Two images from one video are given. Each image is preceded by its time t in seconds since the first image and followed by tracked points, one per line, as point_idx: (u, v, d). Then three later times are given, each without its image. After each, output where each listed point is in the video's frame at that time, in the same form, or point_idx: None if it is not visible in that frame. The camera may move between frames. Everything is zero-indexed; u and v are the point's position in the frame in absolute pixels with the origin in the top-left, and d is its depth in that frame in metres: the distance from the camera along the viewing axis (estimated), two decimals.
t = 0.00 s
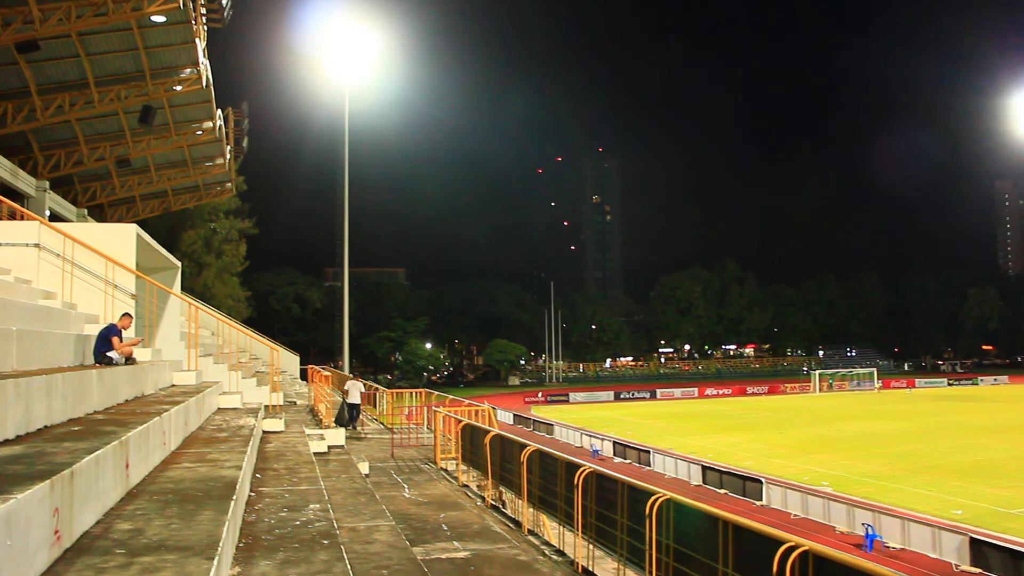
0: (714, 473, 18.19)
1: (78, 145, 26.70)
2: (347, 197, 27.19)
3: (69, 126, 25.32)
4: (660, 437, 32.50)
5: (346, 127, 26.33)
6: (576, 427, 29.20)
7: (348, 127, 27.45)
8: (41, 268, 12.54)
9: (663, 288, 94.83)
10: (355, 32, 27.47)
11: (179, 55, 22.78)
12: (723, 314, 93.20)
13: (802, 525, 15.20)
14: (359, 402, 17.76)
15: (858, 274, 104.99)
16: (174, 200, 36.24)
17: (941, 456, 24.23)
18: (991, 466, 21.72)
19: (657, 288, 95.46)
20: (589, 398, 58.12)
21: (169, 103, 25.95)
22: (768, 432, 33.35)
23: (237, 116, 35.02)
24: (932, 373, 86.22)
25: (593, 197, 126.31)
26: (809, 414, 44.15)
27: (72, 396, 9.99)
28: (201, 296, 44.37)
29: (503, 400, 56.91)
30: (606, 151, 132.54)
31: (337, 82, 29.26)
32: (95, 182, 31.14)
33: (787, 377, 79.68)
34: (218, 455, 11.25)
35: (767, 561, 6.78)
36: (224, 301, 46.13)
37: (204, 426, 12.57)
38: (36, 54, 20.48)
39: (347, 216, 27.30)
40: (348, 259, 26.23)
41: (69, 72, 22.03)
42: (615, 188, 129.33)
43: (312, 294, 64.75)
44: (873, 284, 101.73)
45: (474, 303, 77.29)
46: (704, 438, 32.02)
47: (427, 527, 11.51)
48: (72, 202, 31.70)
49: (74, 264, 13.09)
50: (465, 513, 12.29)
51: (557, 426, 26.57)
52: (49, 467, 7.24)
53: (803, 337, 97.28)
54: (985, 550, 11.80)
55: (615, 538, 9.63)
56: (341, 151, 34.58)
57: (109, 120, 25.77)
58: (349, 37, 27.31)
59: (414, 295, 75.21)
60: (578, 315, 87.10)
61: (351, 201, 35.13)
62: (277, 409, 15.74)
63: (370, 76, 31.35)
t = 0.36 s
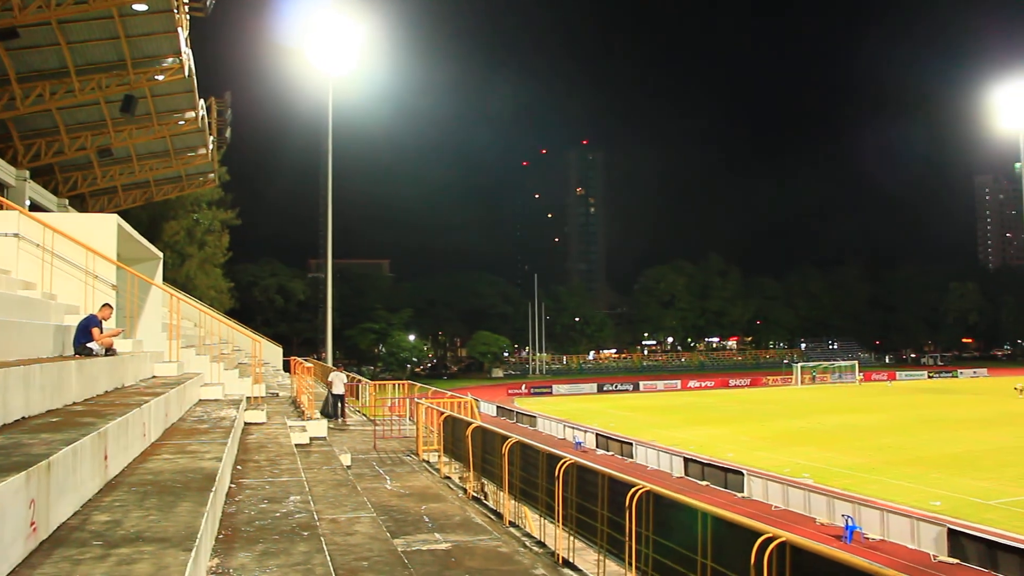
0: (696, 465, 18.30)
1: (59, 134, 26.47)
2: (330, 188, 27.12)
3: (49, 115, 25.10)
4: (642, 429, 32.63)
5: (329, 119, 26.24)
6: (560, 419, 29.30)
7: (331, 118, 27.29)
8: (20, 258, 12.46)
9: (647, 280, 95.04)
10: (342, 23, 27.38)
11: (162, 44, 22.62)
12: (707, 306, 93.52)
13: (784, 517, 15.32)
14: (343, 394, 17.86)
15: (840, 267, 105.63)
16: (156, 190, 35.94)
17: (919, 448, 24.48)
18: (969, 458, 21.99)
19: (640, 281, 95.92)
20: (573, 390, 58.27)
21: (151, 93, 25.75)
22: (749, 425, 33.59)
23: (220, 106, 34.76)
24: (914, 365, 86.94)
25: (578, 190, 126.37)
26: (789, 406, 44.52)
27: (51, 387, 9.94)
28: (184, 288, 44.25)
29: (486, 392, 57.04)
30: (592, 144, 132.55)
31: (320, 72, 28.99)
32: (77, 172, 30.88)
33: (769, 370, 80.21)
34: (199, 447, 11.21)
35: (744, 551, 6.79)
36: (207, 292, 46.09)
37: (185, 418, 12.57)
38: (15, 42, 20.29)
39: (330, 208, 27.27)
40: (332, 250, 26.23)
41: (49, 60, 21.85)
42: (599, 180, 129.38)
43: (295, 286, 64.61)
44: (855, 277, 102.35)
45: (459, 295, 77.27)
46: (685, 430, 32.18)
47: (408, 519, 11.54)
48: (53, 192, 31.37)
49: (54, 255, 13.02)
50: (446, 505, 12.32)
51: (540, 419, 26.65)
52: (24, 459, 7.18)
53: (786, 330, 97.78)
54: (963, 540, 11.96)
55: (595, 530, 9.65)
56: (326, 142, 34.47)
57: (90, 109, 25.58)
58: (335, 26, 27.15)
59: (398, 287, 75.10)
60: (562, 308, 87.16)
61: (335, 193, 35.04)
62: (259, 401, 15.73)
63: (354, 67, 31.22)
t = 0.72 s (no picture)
0: (680, 465, 18.36)
1: (42, 128, 26.29)
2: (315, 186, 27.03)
3: (32, 109, 24.93)
4: (627, 429, 32.70)
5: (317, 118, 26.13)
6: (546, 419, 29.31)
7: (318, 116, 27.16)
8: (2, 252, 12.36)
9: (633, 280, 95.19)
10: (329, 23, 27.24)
11: (147, 39, 22.51)
12: (693, 307, 93.82)
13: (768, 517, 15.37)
14: (332, 394, 18.01)
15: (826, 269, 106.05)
16: (141, 185, 35.72)
17: (903, 449, 24.58)
18: (950, 459, 22.13)
19: (627, 280, 96.14)
20: (558, 389, 58.26)
21: (137, 87, 25.58)
22: (734, 425, 33.65)
23: (206, 101, 34.61)
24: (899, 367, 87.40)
25: (565, 189, 126.50)
26: (773, 406, 44.72)
27: (32, 381, 9.86)
28: (169, 283, 44.11)
29: (471, 391, 56.99)
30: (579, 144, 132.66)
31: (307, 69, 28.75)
32: (62, 166, 30.65)
33: (754, 370, 80.55)
34: (181, 444, 11.16)
35: (726, 550, 6.75)
36: (192, 288, 45.95)
37: (168, 414, 12.55)
38: None
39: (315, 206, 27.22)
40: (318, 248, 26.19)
41: (33, 53, 21.72)
42: (587, 180, 129.53)
43: (280, 283, 64.45)
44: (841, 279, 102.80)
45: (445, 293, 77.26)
46: (670, 429, 32.22)
47: (391, 517, 11.52)
48: (35, 185, 31.09)
49: (37, 250, 12.94)
50: (430, 503, 12.31)
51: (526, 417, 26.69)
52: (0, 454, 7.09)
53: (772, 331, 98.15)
54: (945, 542, 12.02)
55: (578, 529, 9.63)
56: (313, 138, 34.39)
57: (74, 103, 25.41)
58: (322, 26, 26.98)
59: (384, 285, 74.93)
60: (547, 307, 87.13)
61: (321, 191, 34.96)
62: (242, 398, 15.72)
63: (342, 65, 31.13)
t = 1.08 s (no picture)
0: (668, 463, 18.42)
1: (28, 126, 26.11)
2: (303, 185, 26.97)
3: (17, 106, 24.76)
4: (615, 428, 32.78)
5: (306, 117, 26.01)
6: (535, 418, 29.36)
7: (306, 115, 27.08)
8: None
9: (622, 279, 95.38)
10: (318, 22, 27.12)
11: (134, 36, 22.43)
12: (680, 305, 94.20)
13: (755, 515, 15.45)
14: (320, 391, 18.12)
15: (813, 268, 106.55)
16: (128, 184, 35.51)
17: (889, 447, 24.74)
18: (935, 458, 22.29)
19: (615, 279, 96.36)
20: (546, 388, 58.33)
21: (123, 85, 25.46)
22: (722, 424, 33.73)
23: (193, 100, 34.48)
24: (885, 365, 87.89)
25: (553, 188, 126.66)
26: (760, 405, 44.94)
27: (17, 381, 9.81)
28: (156, 283, 44.03)
29: (459, 390, 56.98)
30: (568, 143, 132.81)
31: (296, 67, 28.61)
32: (47, 164, 30.44)
33: (741, 369, 80.97)
34: (167, 444, 11.12)
35: (711, 547, 6.76)
36: (179, 286, 45.89)
37: (154, 414, 12.51)
38: None
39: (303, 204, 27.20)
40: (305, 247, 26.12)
41: (19, 50, 21.59)
42: (575, 179, 129.75)
43: (268, 282, 64.34)
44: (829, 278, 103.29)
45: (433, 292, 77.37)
46: (659, 428, 32.29)
47: (378, 516, 11.51)
48: (20, 184, 30.87)
49: (22, 249, 12.89)
50: (417, 502, 12.31)
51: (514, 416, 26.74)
52: None
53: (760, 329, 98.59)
54: (931, 539, 12.08)
55: (564, 528, 9.64)
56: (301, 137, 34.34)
57: (60, 101, 25.29)
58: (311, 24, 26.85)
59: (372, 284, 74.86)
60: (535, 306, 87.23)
61: (309, 190, 34.93)
62: (229, 397, 15.68)
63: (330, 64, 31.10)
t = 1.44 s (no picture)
0: (650, 462, 18.52)
1: (6, 122, 25.83)
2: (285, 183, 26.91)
3: None
4: (596, 427, 32.89)
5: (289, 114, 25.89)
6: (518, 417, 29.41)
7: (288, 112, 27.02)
8: None
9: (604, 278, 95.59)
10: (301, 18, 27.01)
11: (115, 32, 22.28)
12: (662, 304, 94.68)
13: (736, 513, 15.56)
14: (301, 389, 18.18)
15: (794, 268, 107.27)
16: (108, 181, 35.21)
17: (868, 446, 24.98)
18: (914, 455, 22.53)
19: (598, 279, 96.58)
20: (528, 388, 58.41)
21: (104, 81, 25.25)
22: (704, 422, 33.93)
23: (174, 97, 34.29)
24: (866, 364, 88.74)
25: (536, 187, 126.85)
26: (741, 404, 45.27)
27: None
28: (136, 280, 43.84)
29: (441, 389, 56.96)
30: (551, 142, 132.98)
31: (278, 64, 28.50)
32: (26, 161, 30.13)
33: (723, 368, 81.50)
34: (147, 443, 11.04)
35: (692, 544, 6.80)
36: (160, 284, 45.75)
37: (133, 413, 12.44)
38: None
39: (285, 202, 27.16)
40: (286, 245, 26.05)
41: None
42: (559, 178, 129.97)
43: (250, 279, 64.12)
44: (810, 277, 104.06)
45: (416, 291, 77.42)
46: (641, 427, 32.41)
47: (360, 515, 11.50)
48: None
49: None
50: (399, 501, 12.31)
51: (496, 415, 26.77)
52: None
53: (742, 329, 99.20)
54: (910, 537, 12.23)
55: (546, 526, 9.65)
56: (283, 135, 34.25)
57: (39, 97, 25.10)
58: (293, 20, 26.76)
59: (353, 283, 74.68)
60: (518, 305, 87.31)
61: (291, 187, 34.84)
62: (210, 396, 15.62)
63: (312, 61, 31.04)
